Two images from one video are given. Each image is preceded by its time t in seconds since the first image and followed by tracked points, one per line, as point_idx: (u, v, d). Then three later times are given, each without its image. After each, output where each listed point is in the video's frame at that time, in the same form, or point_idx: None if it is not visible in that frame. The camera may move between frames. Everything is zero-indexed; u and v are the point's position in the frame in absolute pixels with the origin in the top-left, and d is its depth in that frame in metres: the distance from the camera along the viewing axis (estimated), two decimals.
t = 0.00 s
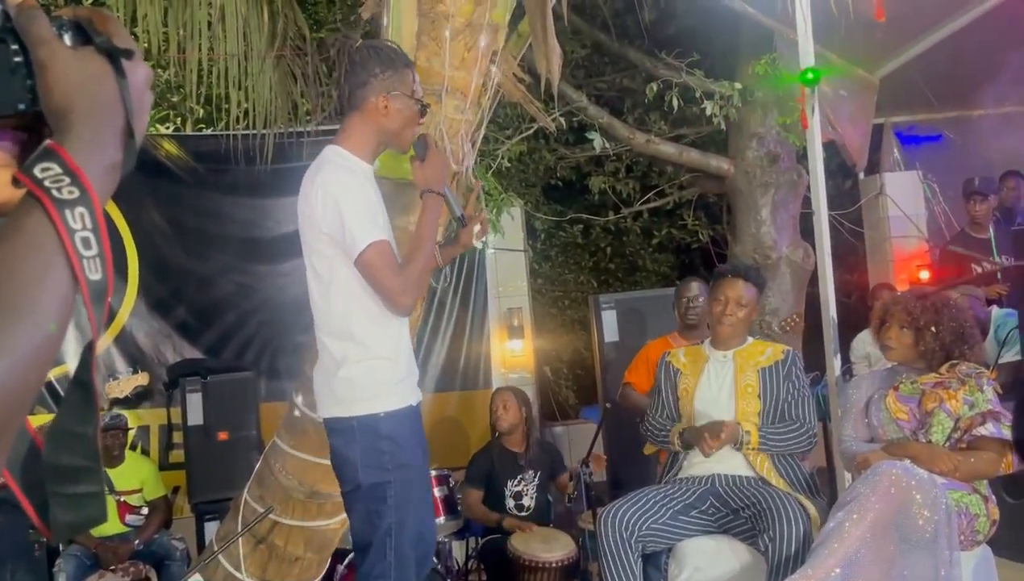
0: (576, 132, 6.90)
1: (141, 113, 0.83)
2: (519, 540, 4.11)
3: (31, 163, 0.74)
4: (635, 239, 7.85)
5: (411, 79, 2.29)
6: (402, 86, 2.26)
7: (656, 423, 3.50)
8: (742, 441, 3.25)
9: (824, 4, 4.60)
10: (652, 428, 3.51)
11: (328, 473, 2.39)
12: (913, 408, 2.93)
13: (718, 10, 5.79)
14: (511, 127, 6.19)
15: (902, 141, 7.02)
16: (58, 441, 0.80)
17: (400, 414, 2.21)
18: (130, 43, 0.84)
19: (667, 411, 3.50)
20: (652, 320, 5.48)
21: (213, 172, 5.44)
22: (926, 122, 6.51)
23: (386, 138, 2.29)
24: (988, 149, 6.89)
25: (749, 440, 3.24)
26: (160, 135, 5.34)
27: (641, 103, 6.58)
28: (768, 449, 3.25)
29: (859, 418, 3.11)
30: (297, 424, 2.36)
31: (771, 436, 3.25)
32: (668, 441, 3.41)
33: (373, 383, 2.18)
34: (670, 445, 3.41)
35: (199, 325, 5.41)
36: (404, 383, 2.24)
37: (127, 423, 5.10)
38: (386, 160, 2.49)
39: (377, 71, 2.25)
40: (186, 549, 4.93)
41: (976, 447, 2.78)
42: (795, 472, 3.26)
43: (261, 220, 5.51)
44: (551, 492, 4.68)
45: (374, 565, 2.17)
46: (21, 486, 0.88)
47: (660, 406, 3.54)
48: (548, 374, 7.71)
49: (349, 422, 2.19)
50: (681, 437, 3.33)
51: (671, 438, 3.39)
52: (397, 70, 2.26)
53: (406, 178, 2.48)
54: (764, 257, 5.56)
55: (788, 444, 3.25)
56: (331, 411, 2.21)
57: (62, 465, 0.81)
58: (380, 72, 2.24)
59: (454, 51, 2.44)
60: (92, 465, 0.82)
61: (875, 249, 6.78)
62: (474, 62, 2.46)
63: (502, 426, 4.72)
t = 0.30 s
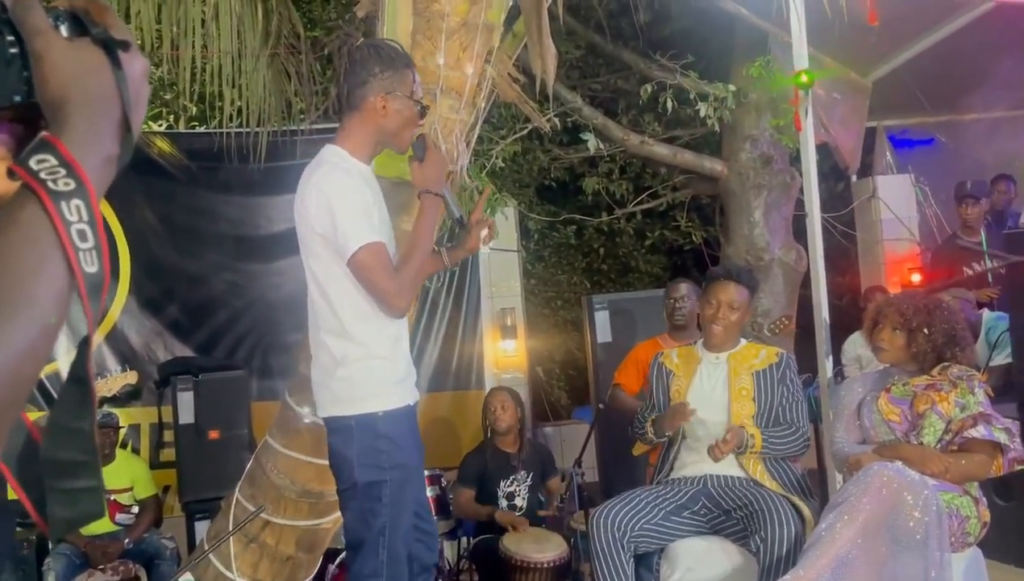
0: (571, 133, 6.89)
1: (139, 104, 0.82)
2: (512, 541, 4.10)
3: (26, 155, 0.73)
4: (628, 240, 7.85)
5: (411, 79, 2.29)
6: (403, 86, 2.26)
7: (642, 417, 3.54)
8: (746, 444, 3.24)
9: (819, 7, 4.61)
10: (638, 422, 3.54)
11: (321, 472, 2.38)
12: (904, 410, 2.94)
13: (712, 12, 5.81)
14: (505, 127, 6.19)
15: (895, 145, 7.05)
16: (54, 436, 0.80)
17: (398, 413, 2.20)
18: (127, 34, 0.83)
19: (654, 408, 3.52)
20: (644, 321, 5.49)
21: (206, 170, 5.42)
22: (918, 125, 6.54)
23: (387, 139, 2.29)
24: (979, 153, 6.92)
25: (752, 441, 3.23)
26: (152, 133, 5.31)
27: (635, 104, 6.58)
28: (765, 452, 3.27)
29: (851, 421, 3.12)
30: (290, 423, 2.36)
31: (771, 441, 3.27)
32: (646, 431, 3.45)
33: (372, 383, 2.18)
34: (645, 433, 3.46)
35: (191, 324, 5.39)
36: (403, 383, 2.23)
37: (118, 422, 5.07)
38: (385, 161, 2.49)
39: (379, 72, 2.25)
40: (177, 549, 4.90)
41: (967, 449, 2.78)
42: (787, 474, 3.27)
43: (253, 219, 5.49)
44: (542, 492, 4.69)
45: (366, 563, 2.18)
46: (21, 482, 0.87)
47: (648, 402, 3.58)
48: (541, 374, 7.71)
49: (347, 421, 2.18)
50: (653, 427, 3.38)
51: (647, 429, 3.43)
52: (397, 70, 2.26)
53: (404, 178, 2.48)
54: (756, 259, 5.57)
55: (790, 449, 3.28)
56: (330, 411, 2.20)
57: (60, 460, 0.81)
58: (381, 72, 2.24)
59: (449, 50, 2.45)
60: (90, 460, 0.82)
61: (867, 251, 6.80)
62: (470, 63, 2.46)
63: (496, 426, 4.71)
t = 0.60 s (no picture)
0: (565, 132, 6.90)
1: (141, 87, 0.81)
2: (503, 538, 4.11)
3: (27, 138, 0.73)
4: (621, 239, 7.86)
5: (412, 78, 2.26)
6: (402, 85, 2.25)
7: (643, 424, 3.50)
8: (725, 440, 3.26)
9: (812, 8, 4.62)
10: (641, 430, 3.50)
11: (314, 470, 2.33)
12: (896, 409, 2.96)
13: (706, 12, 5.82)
14: (499, 125, 6.20)
15: (886, 146, 7.07)
16: (55, 424, 0.80)
17: (402, 408, 2.19)
18: (128, 16, 0.82)
19: (655, 414, 3.50)
20: (636, 320, 5.50)
21: (198, 166, 5.40)
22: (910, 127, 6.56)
23: (388, 137, 2.28)
24: (970, 155, 6.95)
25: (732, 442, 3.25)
26: (144, 128, 5.28)
27: (628, 104, 6.60)
28: (750, 449, 3.27)
29: (844, 419, 3.14)
30: (283, 419, 2.30)
31: (754, 439, 3.26)
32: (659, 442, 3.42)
33: (375, 378, 2.17)
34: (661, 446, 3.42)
35: (182, 320, 5.37)
36: (407, 378, 2.22)
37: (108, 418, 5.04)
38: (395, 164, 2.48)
39: (377, 71, 2.23)
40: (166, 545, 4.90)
41: (958, 448, 2.78)
42: (779, 473, 3.28)
43: (246, 215, 5.48)
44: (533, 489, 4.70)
45: (365, 556, 2.15)
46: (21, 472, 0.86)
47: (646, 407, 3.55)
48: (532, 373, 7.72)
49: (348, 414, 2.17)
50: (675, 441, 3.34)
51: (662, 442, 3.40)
52: (396, 70, 2.25)
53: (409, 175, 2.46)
54: (749, 258, 5.59)
55: (773, 450, 3.26)
56: (332, 404, 2.20)
57: (62, 449, 0.81)
58: (380, 71, 2.23)
59: (444, 47, 2.43)
60: (91, 448, 0.81)
61: (858, 252, 6.83)
62: (467, 59, 2.45)
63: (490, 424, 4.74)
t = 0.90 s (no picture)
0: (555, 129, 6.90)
1: (135, 78, 0.80)
2: (494, 535, 4.12)
3: (19, 125, 0.72)
4: (611, 238, 7.87)
5: (428, 74, 2.25)
6: (418, 79, 2.24)
7: (629, 422, 3.46)
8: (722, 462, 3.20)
9: (804, 8, 4.64)
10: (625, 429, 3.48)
11: (304, 466, 2.29)
12: (886, 406, 2.98)
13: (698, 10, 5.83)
14: (491, 122, 6.19)
15: (875, 146, 7.10)
16: (48, 415, 0.79)
17: (409, 399, 2.20)
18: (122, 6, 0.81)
19: (641, 416, 3.47)
20: (626, 318, 5.50)
21: (188, 160, 5.37)
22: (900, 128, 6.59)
23: (403, 131, 2.27)
24: (958, 156, 6.99)
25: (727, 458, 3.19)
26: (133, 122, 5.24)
27: (620, 101, 6.60)
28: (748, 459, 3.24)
29: (834, 417, 3.16)
30: (274, 415, 2.28)
31: (745, 449, 3.24)
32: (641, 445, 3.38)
33: (388, 367, 2.17)
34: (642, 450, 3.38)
35: (171, 316, 5.33)
36: (418, 368, 2.23)
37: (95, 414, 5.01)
38: (401, 158, 2.42)
39: (393, 68, 2.23)
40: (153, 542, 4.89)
41: (947, 446, 2.80)
42: (771, 471, 3.29)
43: (235, 211, 5.45)
44: (522, 487, 4.72)
45: (369, 546, 2.16)
46: (13, 467, 0.85)
47: (632, 404, 3.52)
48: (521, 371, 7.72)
49: (360, 403, 2.17)
50: (654, 451, 3.28)
51: (644, 448, 3.35)
52: (412, 65, 2.24)
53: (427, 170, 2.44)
54: (739, 257, 5.61)
55: (763, 452, 3.24)
56: (347, 393, 2.20)
57: (54, 440, 0.80)
58: (397, 68, 2.22)
59: (437, 43, 2.42)
60: (83, 440, 0.81)
61: (847, 251, 6.87)
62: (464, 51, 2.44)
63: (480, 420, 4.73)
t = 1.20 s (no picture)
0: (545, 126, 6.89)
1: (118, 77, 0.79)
2: (482, 532, 4.13)
3: None
4: (600, 235, 7.88)
5: (442, 75, 2.23)
6: (433, 79, 2.21)
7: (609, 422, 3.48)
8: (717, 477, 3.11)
9: (794, 6, 4.65)
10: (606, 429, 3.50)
11: (295, 461, 1.96)
12: (874, 403, 2.99)
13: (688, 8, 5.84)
14: (480, 118, 6.19)
15: (863, 145, 7.13)
16: (19, 410, 0.79)
17: (415, 390, 2.27)
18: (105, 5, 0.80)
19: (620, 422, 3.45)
20: (615, 315, 5.50)
21: (175, 155, 5.33)
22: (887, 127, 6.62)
23: (412, 130, 2.28)
24: (945, 155, 7.04)
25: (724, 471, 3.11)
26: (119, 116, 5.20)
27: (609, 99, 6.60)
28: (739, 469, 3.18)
29: (822, 413, 3.17)
30: (261, 408, 1.95)
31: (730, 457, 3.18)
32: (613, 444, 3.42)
33: (394, 359, 2.24)
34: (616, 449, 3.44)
35: (157, 312, 5.30)
36: (422, 361, 2.30)
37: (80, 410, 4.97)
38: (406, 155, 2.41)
39: (410, 67, 2.18)
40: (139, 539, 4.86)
41: (934, 442, 2.82)
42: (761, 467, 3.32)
43: (224, 206, 5.42)
44: (511, 484, 4.72)
45: (374, 534, 2.21)
46: None
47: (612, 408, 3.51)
48: (510, 368, 7.73)
49: (367, 394, 2.25)
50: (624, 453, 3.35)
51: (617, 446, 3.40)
52: (428, 64, 2.20)
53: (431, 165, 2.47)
54: (728, 255, 5.62)
55: (751, 457, 3.18)
56: (354, 383, 2.27)
57: (26, 436, 0.78)
58: (412, 67, 2.17)
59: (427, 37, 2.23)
60: (56, 438, 0.79)
61: (835, 249, 6.91)
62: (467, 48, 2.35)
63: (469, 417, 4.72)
